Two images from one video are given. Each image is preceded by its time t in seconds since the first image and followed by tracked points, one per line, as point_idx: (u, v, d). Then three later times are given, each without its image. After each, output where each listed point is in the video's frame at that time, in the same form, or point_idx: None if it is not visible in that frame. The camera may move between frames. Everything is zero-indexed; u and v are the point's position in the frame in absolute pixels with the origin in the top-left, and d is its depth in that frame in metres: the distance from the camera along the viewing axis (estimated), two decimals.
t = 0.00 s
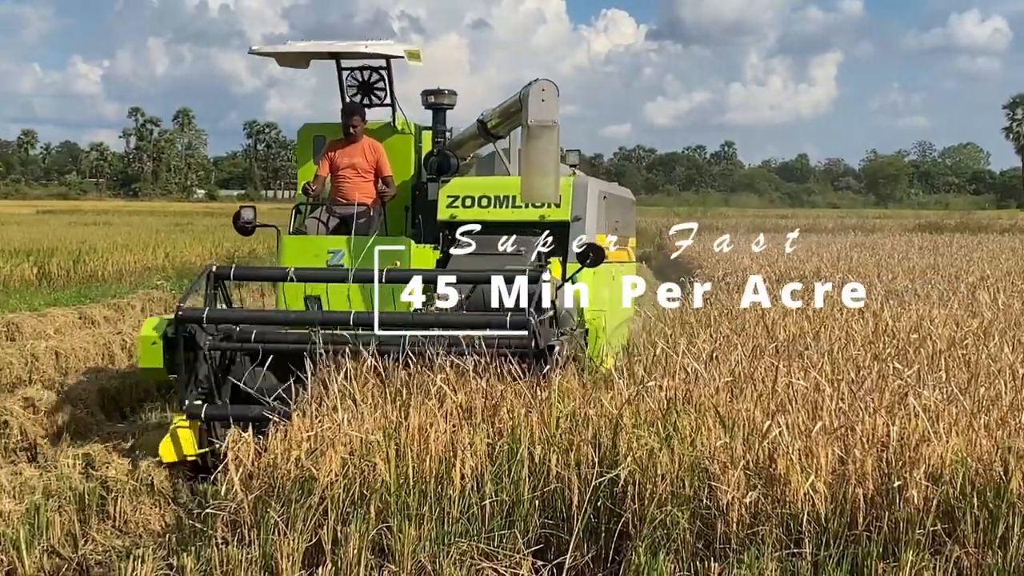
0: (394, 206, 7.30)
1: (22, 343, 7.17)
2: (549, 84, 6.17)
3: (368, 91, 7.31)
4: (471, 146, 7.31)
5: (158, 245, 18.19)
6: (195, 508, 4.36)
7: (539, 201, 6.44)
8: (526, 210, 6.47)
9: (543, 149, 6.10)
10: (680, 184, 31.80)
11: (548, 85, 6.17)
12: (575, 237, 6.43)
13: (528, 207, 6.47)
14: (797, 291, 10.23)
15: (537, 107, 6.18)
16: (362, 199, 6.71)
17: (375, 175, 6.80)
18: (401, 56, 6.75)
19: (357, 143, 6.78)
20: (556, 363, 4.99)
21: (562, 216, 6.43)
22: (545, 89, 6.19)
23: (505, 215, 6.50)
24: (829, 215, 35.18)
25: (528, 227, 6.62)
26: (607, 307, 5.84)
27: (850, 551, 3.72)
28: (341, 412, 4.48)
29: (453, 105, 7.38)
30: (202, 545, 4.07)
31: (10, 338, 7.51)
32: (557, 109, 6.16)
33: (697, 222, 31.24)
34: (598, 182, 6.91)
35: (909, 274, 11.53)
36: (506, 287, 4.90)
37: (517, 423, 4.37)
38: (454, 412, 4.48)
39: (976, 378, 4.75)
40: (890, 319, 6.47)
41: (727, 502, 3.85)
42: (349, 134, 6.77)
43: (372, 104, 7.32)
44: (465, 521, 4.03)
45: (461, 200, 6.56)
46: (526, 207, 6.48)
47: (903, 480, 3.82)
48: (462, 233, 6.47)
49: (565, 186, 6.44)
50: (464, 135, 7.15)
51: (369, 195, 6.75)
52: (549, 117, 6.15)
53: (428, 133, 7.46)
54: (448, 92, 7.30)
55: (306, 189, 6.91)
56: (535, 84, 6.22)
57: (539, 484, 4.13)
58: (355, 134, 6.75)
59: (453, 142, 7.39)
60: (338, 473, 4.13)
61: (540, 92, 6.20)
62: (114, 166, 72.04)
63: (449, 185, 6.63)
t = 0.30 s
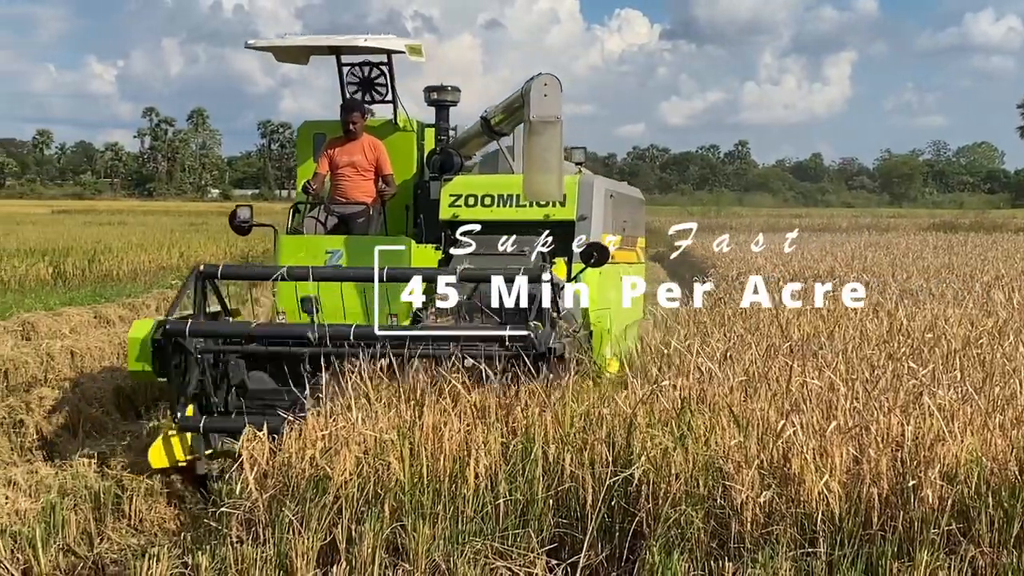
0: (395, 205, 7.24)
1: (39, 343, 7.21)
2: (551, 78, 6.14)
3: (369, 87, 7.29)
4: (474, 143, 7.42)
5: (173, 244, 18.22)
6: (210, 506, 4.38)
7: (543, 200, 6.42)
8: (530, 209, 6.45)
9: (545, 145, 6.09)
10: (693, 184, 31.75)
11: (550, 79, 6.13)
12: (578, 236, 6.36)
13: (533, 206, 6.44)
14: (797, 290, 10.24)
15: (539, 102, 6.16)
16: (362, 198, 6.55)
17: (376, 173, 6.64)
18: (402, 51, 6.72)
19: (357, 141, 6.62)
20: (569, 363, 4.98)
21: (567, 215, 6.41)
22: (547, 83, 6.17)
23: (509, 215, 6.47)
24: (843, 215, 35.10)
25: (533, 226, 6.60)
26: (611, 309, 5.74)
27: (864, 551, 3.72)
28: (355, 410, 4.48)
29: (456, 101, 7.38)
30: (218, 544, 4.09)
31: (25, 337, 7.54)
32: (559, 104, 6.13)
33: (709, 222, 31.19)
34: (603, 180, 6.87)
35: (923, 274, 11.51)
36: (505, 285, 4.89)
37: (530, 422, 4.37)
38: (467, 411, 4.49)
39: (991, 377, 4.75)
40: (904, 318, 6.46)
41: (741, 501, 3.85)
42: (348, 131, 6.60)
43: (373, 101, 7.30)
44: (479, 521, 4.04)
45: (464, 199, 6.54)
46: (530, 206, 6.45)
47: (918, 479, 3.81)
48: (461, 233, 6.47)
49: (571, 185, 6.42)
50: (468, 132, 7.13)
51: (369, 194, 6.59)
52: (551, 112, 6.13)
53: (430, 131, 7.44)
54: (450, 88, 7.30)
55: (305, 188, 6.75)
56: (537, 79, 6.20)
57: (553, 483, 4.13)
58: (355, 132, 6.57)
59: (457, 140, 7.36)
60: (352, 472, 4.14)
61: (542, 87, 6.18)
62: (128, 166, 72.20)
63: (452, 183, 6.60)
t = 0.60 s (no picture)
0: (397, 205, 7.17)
1: (49, 342, 7.22)
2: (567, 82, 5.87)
3: (369, 86, 7.26)
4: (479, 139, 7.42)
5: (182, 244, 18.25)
6: (221, 505, 4.38)
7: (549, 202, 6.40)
8: (536, 211, 6.43)
9: (561, 151, 5.84)
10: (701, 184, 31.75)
11: (566, 83, 5.87)
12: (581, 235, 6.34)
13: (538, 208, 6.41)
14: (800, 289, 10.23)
15: (555, 105, 5.88)
16: (362, 200, 6.33)
17: (373, 172, 6.40)
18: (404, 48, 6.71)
19: (353, 140, 6.35)
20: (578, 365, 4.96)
21: (573, 217, 6.38)
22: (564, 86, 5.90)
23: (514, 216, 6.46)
24: (851, 214, 35.06)
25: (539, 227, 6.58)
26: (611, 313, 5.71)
27: (875, 549, 3.71)
28: (366, 409, 4.47)
29: (455, 99, 7.38)
30: (229, 543, 4.10)
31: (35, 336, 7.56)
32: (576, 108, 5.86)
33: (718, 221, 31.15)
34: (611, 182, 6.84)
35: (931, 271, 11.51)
36: (505, 286, 4.78)
37: (542, 421, 4.36)
38: (478, 410, 4.49)
39: (1002, 376, 4.75)
40: (915, 317, 6.46)
41: (752, 500, 3.85)
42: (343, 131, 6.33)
43: (373, 98, 7.27)
44: (491, 519, 4.05)
45: (468, 200, 6.53)
46: (536, 207, 6.43)
47: (929, 478, 3.82)
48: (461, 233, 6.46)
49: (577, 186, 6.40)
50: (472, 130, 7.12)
51: (369, 195, 6.36)
52: (568, 116, 5.85)
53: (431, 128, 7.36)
54: (450, 85, 7.29)
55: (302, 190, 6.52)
56: (555, 81, 5.93)
57: (564, 482, 4.15)
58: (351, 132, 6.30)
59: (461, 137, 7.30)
60: (364, 471, 4.15)
61: (559, 90, 5.91)
62: (136, 166, 72.32)
63: (457, 185, 6.60)
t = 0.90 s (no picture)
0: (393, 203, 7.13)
1: (54, 342, 7.23)
2: (604, 72, 5.75)
3: (364, 83, 7.27)
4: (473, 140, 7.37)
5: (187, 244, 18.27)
6: (227, 504, 4.38)
7: (560, 200, 6.71)
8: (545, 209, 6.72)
9: (595, 141, 5.69)
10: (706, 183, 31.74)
11: (602, 72, 5.74)
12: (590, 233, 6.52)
13: (547, 205, 6.67)
14: (798, 289, 10.24)
15: (588, 95, 5.75)
16: (369, 196, 6.17)
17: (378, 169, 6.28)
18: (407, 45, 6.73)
19: (356, 137, 6.24)
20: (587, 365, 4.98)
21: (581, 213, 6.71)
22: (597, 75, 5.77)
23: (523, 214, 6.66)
24: (855, 213, 35.05)
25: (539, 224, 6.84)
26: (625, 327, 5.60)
27: (882, 549, 3.72)
28: (373, 408, 4.49)
29: (452, 97, 7.38)
30: (236, 541, 4.10)
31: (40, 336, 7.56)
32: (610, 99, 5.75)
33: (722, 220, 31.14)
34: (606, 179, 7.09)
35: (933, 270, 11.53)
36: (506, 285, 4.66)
37: (548, 421, 4.38)
38: (485, 411, 4.51)
39: (1008, 375, 4.78)
40: (920, 315, 6.48)
41: (758, 499, 3.86)
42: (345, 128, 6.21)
43: (370, 96, 7.28)
44: (496, 518, 4.05)
45: (475, 199, 6.65)
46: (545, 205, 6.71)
47: (936, 478, 3.82)
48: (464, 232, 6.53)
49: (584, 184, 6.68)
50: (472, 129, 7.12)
51: (376, 191, 6.22)
52: (602, 107, 5.74)
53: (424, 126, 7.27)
54: (445, 82, 7.30)
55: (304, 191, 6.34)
56: (586, 70, 5.78)
57: (570, 482, 4.17)
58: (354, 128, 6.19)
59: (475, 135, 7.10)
60: (370, 470, 4.17)
61: (592, 79, 5.77)
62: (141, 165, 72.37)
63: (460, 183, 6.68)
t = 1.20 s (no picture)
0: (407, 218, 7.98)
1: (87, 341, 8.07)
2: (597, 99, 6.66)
3: (381, 114, 8.15)
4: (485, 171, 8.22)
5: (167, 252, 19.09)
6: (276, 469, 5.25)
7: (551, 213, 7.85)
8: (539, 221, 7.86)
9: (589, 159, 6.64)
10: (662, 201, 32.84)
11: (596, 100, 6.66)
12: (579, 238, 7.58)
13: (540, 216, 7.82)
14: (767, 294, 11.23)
15: (584, 119, 6.68)
16: (396, 206, 7.05)
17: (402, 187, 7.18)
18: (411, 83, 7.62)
19: (386, 158, 7.16)
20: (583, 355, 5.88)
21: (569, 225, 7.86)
22: (591, 101, 6.69)
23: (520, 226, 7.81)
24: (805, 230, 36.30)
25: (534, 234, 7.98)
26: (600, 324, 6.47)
27: (820, 505, 4.67)
28: (398, 387, 5.32)
29: (457, 126, 8.29)
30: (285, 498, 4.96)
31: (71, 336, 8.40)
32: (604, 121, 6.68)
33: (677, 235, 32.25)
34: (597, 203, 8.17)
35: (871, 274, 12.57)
36: (506, 287, 5.44)
37: (545, 398, 5.24)
38: (491, 389, 5.38)
39: (925, 359, 5.73)
40: (854, 313, 7.45)
41: (719, 462, 4.74)
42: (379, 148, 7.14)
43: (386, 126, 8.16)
44: (502, 479, 4.95)
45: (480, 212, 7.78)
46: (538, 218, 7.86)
47: (866, 445, 4.73)
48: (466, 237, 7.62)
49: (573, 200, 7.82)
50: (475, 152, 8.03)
51: (401, 204, 7.09)
52: (597, 128, 6.67)
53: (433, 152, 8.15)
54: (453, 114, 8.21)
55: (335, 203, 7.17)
56: (582, 97, 6.71)
57: (563, 448, 5.05)
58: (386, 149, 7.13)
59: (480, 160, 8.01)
60: (395, 439, 5.01)
61: (588, 105, 6.69)
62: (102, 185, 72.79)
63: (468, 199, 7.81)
